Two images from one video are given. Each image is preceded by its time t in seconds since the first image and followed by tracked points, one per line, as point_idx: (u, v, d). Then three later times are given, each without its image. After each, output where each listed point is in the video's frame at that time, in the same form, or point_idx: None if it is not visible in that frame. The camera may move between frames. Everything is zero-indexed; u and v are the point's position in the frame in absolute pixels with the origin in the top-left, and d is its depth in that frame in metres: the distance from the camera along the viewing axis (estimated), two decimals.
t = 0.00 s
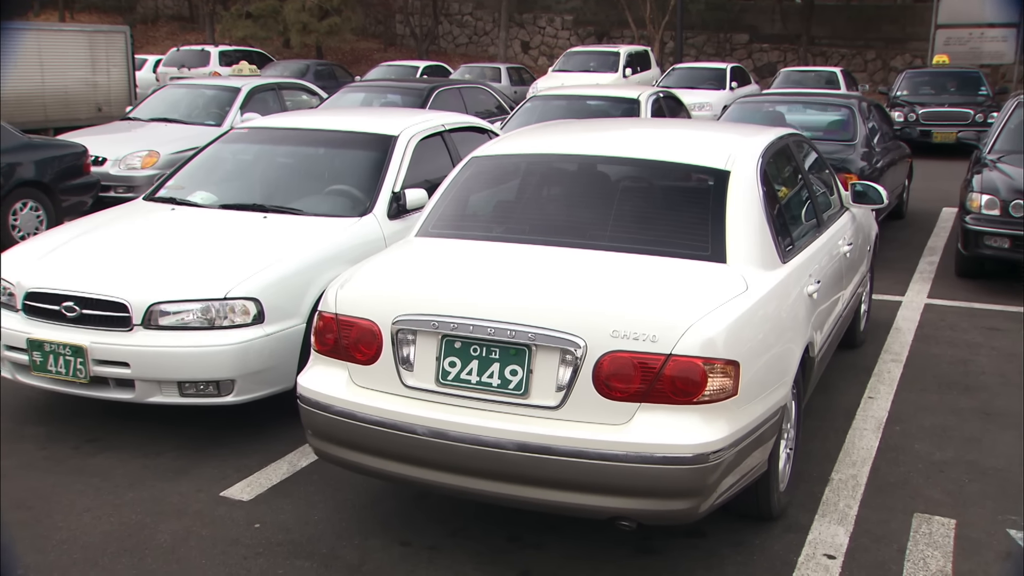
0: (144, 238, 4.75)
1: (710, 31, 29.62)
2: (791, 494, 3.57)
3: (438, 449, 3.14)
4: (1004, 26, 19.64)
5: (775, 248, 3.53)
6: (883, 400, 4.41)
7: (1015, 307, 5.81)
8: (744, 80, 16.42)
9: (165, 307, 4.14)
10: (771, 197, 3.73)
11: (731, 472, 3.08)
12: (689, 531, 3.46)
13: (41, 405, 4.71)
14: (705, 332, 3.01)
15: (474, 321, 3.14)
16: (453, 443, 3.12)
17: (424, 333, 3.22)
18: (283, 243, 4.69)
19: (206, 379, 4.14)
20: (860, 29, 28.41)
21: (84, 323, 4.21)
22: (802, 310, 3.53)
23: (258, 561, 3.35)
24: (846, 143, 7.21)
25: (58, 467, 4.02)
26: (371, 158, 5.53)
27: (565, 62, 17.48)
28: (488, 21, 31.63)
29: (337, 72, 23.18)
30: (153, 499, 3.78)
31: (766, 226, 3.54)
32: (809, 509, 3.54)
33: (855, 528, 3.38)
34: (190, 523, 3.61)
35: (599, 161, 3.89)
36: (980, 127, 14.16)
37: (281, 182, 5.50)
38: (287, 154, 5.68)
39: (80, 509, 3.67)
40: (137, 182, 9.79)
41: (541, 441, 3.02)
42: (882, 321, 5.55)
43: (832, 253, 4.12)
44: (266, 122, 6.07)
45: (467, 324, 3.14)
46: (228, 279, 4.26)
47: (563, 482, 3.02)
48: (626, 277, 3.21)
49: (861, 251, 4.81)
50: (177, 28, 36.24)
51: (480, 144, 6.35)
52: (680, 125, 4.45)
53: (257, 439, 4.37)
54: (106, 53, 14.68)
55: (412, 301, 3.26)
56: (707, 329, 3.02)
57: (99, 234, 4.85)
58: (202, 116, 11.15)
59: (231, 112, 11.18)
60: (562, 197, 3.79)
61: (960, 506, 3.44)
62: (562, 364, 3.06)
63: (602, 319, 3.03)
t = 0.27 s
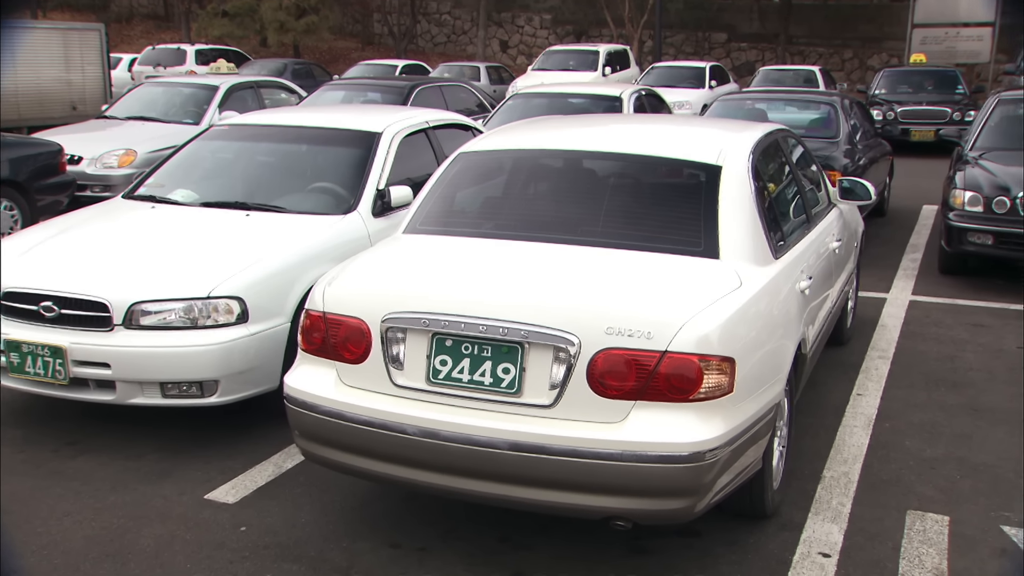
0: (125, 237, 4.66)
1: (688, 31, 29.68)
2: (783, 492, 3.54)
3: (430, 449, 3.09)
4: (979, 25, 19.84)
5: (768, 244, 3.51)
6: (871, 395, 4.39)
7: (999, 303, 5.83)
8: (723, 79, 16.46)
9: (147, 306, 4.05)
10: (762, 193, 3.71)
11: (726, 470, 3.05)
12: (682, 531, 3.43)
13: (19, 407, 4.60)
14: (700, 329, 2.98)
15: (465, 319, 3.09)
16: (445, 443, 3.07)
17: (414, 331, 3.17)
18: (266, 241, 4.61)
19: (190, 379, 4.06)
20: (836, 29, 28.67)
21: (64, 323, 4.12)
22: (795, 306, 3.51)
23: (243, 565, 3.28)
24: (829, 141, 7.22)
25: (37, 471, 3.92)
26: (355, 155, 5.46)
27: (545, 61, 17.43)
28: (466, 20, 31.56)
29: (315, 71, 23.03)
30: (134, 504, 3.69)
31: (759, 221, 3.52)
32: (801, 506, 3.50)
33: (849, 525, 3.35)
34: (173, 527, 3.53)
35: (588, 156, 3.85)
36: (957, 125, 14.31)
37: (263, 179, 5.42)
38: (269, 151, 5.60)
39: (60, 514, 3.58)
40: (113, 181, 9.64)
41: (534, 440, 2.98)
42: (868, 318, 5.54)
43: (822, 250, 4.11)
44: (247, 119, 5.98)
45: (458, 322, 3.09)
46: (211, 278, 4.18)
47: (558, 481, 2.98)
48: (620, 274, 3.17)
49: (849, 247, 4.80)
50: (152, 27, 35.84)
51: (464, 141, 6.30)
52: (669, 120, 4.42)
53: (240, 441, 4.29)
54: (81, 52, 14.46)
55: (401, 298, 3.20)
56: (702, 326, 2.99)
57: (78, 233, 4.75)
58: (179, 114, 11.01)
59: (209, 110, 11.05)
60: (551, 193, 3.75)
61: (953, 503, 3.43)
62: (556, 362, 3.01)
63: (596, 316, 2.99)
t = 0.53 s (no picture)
0: (110, 235, 4.56)
1: (673, 29, 29.66)
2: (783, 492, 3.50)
3: (427, 450, 3.03)
4: (963, 23, 19.93)
5: (767, 240, 3.47)
6: (868, 392, 4.36)
7: (990, 300, 5.83)
8: (708, 77, 16.47)
9: (133, 306, 3.97)
10: (761, 188, 3.67)
11: (728, 469, 3.00)
12: (682, 531, 3.38)
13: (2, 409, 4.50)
14: (702, 325, 2.94)
15: (463, 317, 3.03)
16: (442, 443, 3.00)
17: (410, 329, 3.11)
18: (255, 239, 4.53)
19: (178, 380, 3.98)
20: (821, 28, 28.80)
21: (48, 324, 4.04)
22: (795, 302, 3.47)
23: (235, 571, 3.20)
24: (820, 137, 7.21)
25: (21, 475, 3.83)
26: (344, 152, 5.39)
27: (529, 59, 17.38)
28: (450, 18, 31.46)
29: (298, 69, 22.87)
30: (120, 508, 3.60)
31: (757, 217, 3.48)
32: (801, 505, 3.46)
33: (850, 525, 3.31)
34: (162, 531, 3.45)
35: (584, 151, 3.80)
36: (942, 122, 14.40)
37: (251, 176, 5.33)
38: (256, 148, 5.51)
39: (46, 518, 3.49)
40: (95, 180, 9.50)
41: (534, 440, 2.92)
42: (861, 315, 5.52)
43: (820, 246, 4.07)
44: (234, 116, 5.90)
45: (456, 319, 3.03)
46: (200, 276, 4.10)
47: (558, 482, 2.92)
48: (619, 270, 3.12)
49: (844, 243, 4.78)
50: (132, 25, 35.50)
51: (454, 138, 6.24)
52: (664, 115, 4.37)
53: (228, 444, 4.20)
54: (60, 49, 14.38)
55: (397, 296, 3.14)
56: (704, 322, 2.95)
57: (62, 231, 4.66)
58: (162, 113, 10.87)
59: (192, 108, 10.92)
60: (547, 189, 3.69)
61: (954, 502, 3.40)
62: (555, 360, 2.96)
63: (596, 313, 2.94)
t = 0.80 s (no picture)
0: (94, 234, 4.46)
1: (659, 27, 29.58)
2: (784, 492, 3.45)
3: (424, 451, 2.95)
4: (949, 21, 20.01)
5: (767, 236, 3.42)
6: (866, 391, 4.32)
7: (984, 298, 5.81)
8: (695, 75, 16.47)
9: (119, 306, 3.87)
10: (760, 184, 3.63)
11: (732, 470, 2.95)
12: (683, 533, 3.32)
13: None
14: (705, 323, 2.88)
15: (461, 315, 2.96)
16: (440, 445, 2.93)
17: (406, 328, 3.03)
18: (244, 238, 4.44)
19: (166, 382, 3.88)
20: (808, 25, 28.67)
21: (31, 324, 3.94)
22: (796, 299, 3.42)
23: None
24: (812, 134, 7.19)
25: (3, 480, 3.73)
26: (333, 149, 5.30)
27: (515, 57, 17.32)
28: (434, 16, 31.34)
29: (281, 68, 22.70)
30: (107, 512, 3.51)
31: (758, 213, 3.43)
32: (802, 506, 3.41)
33: (853, 526, 3.26)
34: (150, 537, 3.36)
35: (581, 146, 3.74)
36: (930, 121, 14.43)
37: (238, 174, 5.24)
38: (243, 145, 5.42)
39: (30, 525, 3.39)
40: (76, 179, 9.36)
41: (534, 441, 2.85)
42: (856, 314, 5.48)
43: (818, 242, 4.03)
44: (220, 112, 5.80)
45: (454, 318, 2.96)
46: (188, 275, 4.00)
47: (560, 484, 2.85)
48: (620, 267, 3.06)
49: (841, 240, 4.74)
50: (111, 22, 35.16)
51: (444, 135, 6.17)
52: (660, 110, 4.32)
53: (217, 447, 4.11)
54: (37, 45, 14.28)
55: (392, 294, 3.06)
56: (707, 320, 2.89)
57: (45, 230, 4.55)
58: (143, 111, 10.73)
59: (175, 106, 10.78)
60: (543, 185, 3.63)
61: (957, 502, 3.36)
62: (556, 359, 2.90)
63: (598, 311, 2.88)
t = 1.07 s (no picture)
0: (78, 234, 4.36)
1: (645, 26, 29.50)
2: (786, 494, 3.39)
3: (421, 456, 2.87)
4: (937, 20, 20.15)
5: (768, 235, 3.36)
6: (864, 392, 4.28)
7: (979, 297, 5.80)
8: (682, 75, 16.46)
9: (104, 309, 3.78)
10: (760, 181, 3.57)
11: (737, 473, 2.88)
12: (684, 538, 3.25)
13: None
14: (709, 323, 2.82)
15: (459, 316, 2.88)
16: (438, 449, 2.85)
17: (402, 329, 2.95)
18: (232, 238, 4.35)
19: (153, 386, 3.79)
20: (794, 25, 28.65)
21: (13, 328, 3.84)
22: (798, 298, 3.37)
23: None
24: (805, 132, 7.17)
25: None
26: (321, 148, 5.21)
27: (501, 57, 17.26)
28: (418, 16, 31.22)
29: (264, 68, 22.52)
30: (92, 521, 3.41)
31: (758, 210, 3.37)
32: (805, 509, 3.36)
33: (857, 529, 3.20)
34: (136, 546, 3.26)
35: (577, 143, 3.67)
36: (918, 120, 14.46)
37: (224, 173, 5.14)
38: (228, 144, 5.32)
39: (13, 534, 3.29)
40: (55, 180, 9.21)
41: (535, 445, 2.78)
42: (851, 314, 5.45)
43: (818, 241, 3.98)
44: (205, 111, 5.69)
45: (451, 318, 2.88)
46: (175, 276, 3.91)
47: (561, 489, 2.78)
48: (621, 266, 3.00)
49: (838, 238, 4.70)
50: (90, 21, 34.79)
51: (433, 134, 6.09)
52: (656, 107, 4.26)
53: (205, 453, 4.01)
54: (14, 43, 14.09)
55: (388, 294, 2.99)
56: (711, 320, 2.83)
57: (26, 231, 4.44)
58: (124, 111, 10.58)
59: (157, 105, 10.64)
60: (539, 183, 3.56)
61: (961, 504, 3.31)
62: (556, 360, 2.83)
63: (600, 310, 2.81)
